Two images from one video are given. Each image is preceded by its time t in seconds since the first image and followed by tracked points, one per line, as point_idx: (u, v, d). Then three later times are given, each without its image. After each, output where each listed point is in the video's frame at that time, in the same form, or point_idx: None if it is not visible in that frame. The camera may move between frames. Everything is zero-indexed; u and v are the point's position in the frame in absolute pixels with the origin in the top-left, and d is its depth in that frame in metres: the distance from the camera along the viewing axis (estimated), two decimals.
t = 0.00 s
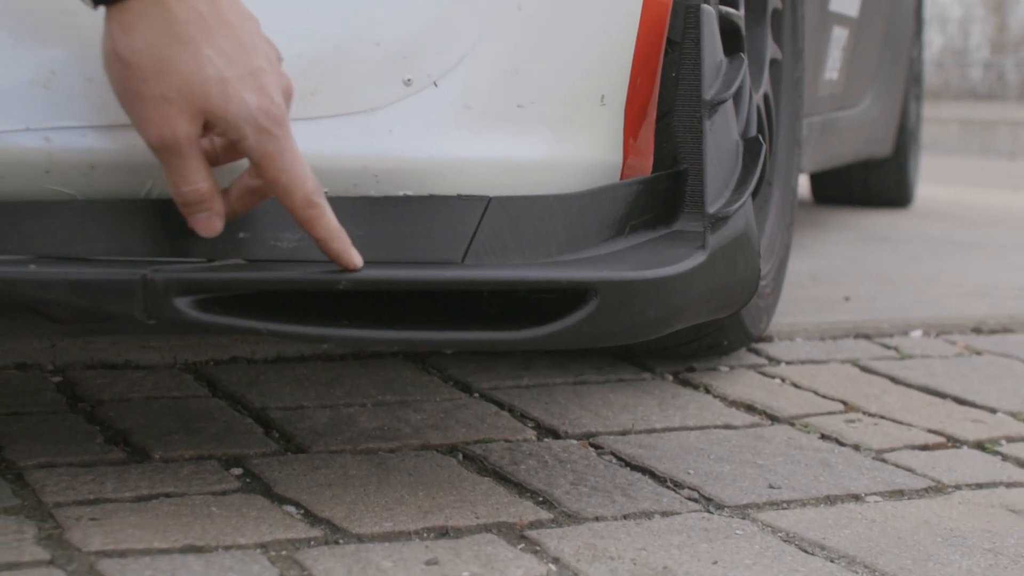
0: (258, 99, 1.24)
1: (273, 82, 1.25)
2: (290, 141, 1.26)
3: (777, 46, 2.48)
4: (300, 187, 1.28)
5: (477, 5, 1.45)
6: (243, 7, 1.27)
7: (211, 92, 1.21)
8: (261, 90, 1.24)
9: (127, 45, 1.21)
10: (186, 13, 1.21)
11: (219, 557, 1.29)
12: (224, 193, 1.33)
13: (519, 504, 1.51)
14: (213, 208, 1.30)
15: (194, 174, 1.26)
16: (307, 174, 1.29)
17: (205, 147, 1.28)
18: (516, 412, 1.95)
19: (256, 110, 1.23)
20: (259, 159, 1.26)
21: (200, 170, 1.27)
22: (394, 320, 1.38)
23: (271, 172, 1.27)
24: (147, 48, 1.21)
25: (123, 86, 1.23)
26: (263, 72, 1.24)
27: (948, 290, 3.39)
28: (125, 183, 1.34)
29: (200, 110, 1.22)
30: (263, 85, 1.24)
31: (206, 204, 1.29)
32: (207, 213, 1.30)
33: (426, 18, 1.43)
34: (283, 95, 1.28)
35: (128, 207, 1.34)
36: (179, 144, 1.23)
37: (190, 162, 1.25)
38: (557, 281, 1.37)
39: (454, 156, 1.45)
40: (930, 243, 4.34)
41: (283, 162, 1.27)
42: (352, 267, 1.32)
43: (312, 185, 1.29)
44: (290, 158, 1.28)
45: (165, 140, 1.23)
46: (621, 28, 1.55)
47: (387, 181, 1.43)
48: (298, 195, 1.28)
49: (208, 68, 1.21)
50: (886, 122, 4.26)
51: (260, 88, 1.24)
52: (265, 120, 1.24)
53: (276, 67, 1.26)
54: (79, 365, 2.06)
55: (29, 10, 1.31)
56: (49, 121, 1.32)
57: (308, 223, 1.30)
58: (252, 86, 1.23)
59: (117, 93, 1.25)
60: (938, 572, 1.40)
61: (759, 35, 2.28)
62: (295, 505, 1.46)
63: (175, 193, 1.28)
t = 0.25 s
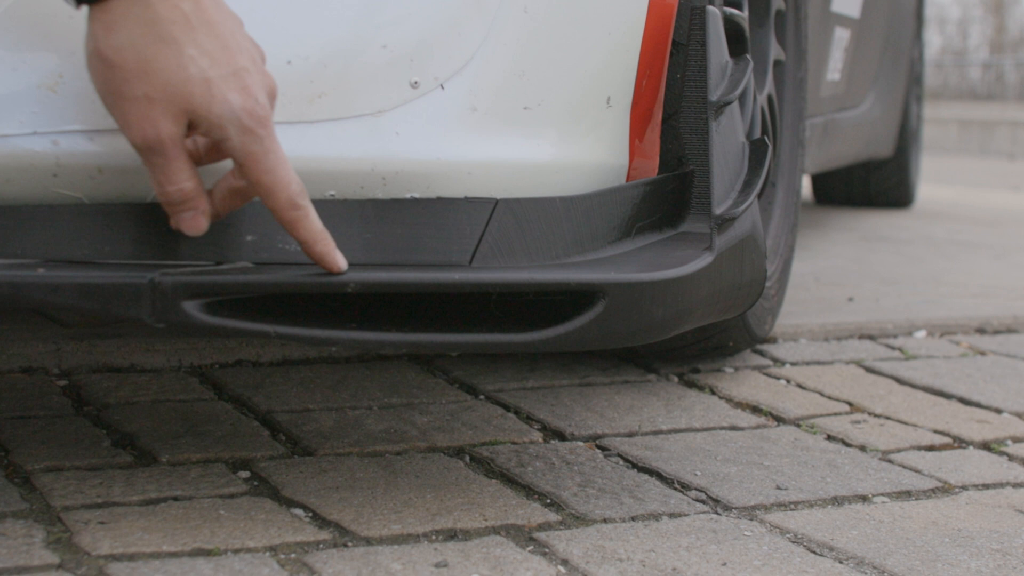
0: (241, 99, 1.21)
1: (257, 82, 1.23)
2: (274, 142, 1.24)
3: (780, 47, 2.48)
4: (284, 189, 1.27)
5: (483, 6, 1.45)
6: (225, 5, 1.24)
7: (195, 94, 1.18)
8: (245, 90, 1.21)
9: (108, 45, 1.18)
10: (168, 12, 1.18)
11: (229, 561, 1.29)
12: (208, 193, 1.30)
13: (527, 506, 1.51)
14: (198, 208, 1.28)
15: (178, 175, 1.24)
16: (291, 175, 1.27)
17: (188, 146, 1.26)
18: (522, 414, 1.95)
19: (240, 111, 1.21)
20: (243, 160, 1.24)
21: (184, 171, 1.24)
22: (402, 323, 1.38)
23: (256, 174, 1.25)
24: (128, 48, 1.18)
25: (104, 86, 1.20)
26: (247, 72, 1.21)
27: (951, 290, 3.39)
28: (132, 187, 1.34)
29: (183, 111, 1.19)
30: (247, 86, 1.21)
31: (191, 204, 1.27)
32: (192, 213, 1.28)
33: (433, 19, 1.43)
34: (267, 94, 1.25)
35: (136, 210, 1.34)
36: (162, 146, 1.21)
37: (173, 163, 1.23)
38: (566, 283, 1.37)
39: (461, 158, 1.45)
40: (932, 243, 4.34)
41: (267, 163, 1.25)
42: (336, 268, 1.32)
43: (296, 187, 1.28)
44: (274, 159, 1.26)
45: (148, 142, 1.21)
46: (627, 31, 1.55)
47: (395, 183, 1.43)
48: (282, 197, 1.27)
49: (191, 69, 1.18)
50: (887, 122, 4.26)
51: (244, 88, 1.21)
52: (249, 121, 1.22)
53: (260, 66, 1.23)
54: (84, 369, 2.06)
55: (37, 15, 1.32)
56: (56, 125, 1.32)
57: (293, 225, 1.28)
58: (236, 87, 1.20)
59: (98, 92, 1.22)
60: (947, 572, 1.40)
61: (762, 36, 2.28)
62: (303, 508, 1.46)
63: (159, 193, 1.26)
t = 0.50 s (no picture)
0: (229, 98, 1.21)
1: (243, 82, 1.23)
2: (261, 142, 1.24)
3: (783, 48, 2.48)
4: (271, 189, 1.27)
5: (490, 8, 1.45)
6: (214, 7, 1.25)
7: (182, 92, 1.18)
8: (231, 89, 1.21)
9: (96, 45, 1.18)
10: (156, 11, 1.18)
11: (238, 563, 1.29)
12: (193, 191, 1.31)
13: (535, 508, 1.51)
14: (185, 206, 1.28)
15: (165, 174, 1.24)
16: (278, 176, 1.28)
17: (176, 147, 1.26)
18: (528, 416, 1.95)
19: (228, 110, 1.21)
20: (230, 160, 1.24)
21: (171, 170, 1.25)
22: (411, 325, 1.38)
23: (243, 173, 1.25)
24: (117, 47, 1.18)
25: (91, 87, 1.20)
26: (234, 71, 1.22)
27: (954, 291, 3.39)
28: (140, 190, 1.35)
29: (170, 110, 1.19)
30: (234, 85, 1.21)
31: (177, 202, 1.28)
32: (179, 211, 1.28)
33: (440, 21, 1.43)
34: (255, 95, 1.26)
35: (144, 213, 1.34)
36: (149, 145, 1.21)
37: (161, 162, 1.23)
38: (574, 284, 1.37)
39: (469, 160, 1.45)
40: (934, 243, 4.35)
41: (254, 163, 1.25)
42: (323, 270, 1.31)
43: (283, 188, 1.28)
44: (261, 159, 1.26)
45: (135, 141, 1.21)
46: (632, 32, 1.55)
47: (403, 185, 1.43)
48: (270, 198, 1.27)
49: (178, 68, 1.18)
50: (889, 123, 4.26)
51: (231, 87, 1.21)
52: (236, 120, 1.22)
53: (247, 67, 1.24)
54: (90, 372, 2.06)
55: (46, 19, 1.33)
56: (64, 128, 1.33)
57: (279, 225, 1.29)
58: (223, 86, 1.21)
59: (85, 91, 1.22)
60: (955, 572, 1.40)
61: (767, 37, 2.28)
62: (312, 510, 1.46)
63: (147, 192, 1.26)
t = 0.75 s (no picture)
0: (217, 97, 1.21)
1: (232, 80, 1.23)
2: (249, 141, 1.24)
3: (787, 48, 2.48)
4: (260, 189, 1.27)
5: (497, 8, 1.45)
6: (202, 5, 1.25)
7: (171, 91, 1.18)
8: (220, 88, 1.22)
9: (85, 42, 1.18)
10: (146, 9, 1.18)
11: (246, 563, 1.29)
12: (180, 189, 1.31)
13: (543, 507, 1.51)
14: (173, 203, 1.29)
15: (154, 172, 1.24)
16: (267, 176, 1.28)
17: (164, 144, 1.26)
18: (534, 416, 1.95)
19: (216, 109, 1.21)
20: (218, 158, 1.24)
21: (159, 168, 1.25)
22: (419, 325, 1.38)
23: (232, 172, 1.25)
24: (106, 45, 1.17)
25: (80, 84, 1.19)
26: (222, 70, 1.22)
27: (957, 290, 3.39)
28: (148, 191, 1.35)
29: (159, 108, 1.19)
30: (223, 83, 1.21)
31: (165, 200, 1.28)
32: (167, 209, 1.29)
33: (447, 22, 1.43)
34: (243, 94, 1.26)
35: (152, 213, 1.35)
36: (138, 143, 1.21)
37: (149, 160, 1.23)
38: (582, 284, 1.37)
39: (475, 160, 1.45)
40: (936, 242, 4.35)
41: (242, 163, 1.25)
42: (313, 271, 1.31)
43: (272, 188, 1.28)
44: (249, 158, 1.26)
45: (124, 139, 1.21)
46: (638, 32, 1.55)
47: (411, 185, 1.43)
48: (259, 197, 1.27)
49: (166, 66, 1.18)
50: (891, 122, 4.26)
51: (220, 86, 1.21)
52: (224, 119, 1.22)
53: (236, 66, 1.24)
54: (95, 372, 2.06)
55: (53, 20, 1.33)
56: (72, 129, 1.33)
57: (268, 224, 1.29)
58: (211, 85, 1.21)
59: (74, 89, 1.21)
60: (963, 572, 1.40)
61: (771, 37, 2.28)
62: (319, 510, 1.46)
63: (135, 189, 1.27)
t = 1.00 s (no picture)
0: (207, 97, 1.22)
1: (220, 81, 1.24)
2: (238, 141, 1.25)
3: (791, 48, 2.48)
4: (248, 189, 1.28)
5: (505, 9, 1.45)
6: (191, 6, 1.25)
7: (161, 91, 1.19)
8: (209, 89, 1.22)
9: (74, 42, 1.17)
10: (135, 10, 1.18)
11: (255, 564, 1.29)
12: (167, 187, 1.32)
13: (550, 508, 1.51)
14: (161, 201, 1.29)
15: (143, 171, 1.25)
16: (255, 175, 1.29)
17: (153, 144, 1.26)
18: (540, 416, 1.95)
19: (206, 109, 1.22)
20: (207, 158, 1.25)
21: (148, 168, 1.25)
22: (427, 326, 1.38)
23: (221, 172, 1.26)
24: (95, 45, 1.17)
25: (69, 85, 1.19)
26: (212, 70, 1.22)
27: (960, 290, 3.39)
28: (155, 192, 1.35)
29: (149, 109, 1.19)
30: (212, 84, 1.22)
31: (154, 199, 1.29)
32: (155, 207, 1.30)
33: (455, 23, 1.43)
34: (231, 93, 1.27)
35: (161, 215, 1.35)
36: (127, 143, 1.21)
37: (138, 160, 1.24)
38: (589, 284, 1.37)
39: (482, 161, 1.45)
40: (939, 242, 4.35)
41: (231, 162, 1.26)
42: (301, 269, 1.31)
43: (259, 187, 1.29)
44: (238, 158, 1.27)
45: (113, 139, 1.21)
46: (645, 33, 1.55)
47: (418, 187, 1.44)
48: (247, 197, 1.28)
49: (156, 67, 1.18)
50: (892, 122, 4.26)
51: (210, 86, 1.22)
52: (213, 119, 1.23)
53: (224, 66, 1.25)
54: (101, 373, 2.06)
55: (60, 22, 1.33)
56: (78, 131, 1.33)
57: (257, 224, 1.30)
58: (200, 86, 1.21)
59: (62, 88, 1.21)
60: (971, 571, 1.40)
61: (775, 37, 2.28)
62: (327, 511, 1.47)
63: (123, 188, 1.27)
